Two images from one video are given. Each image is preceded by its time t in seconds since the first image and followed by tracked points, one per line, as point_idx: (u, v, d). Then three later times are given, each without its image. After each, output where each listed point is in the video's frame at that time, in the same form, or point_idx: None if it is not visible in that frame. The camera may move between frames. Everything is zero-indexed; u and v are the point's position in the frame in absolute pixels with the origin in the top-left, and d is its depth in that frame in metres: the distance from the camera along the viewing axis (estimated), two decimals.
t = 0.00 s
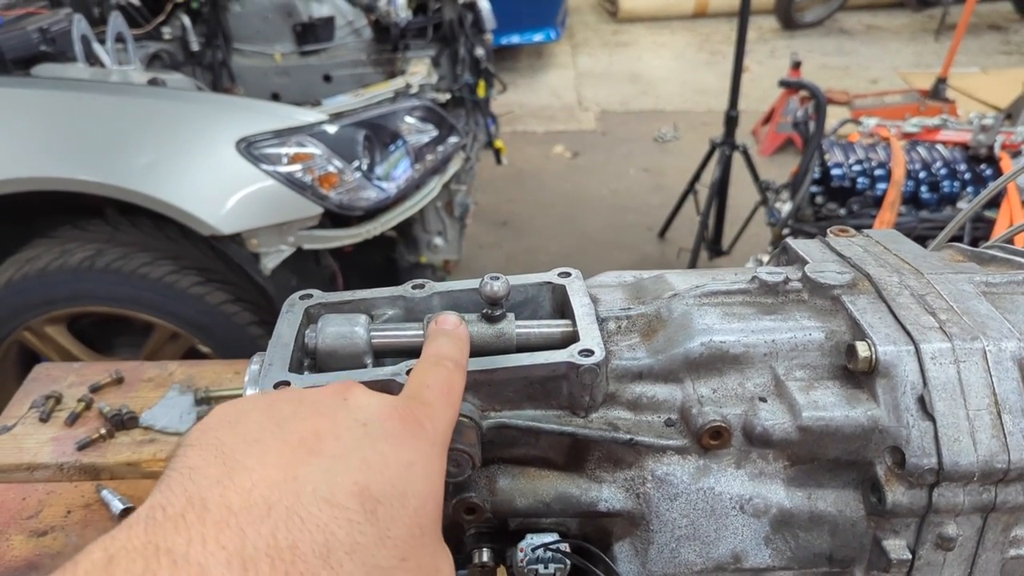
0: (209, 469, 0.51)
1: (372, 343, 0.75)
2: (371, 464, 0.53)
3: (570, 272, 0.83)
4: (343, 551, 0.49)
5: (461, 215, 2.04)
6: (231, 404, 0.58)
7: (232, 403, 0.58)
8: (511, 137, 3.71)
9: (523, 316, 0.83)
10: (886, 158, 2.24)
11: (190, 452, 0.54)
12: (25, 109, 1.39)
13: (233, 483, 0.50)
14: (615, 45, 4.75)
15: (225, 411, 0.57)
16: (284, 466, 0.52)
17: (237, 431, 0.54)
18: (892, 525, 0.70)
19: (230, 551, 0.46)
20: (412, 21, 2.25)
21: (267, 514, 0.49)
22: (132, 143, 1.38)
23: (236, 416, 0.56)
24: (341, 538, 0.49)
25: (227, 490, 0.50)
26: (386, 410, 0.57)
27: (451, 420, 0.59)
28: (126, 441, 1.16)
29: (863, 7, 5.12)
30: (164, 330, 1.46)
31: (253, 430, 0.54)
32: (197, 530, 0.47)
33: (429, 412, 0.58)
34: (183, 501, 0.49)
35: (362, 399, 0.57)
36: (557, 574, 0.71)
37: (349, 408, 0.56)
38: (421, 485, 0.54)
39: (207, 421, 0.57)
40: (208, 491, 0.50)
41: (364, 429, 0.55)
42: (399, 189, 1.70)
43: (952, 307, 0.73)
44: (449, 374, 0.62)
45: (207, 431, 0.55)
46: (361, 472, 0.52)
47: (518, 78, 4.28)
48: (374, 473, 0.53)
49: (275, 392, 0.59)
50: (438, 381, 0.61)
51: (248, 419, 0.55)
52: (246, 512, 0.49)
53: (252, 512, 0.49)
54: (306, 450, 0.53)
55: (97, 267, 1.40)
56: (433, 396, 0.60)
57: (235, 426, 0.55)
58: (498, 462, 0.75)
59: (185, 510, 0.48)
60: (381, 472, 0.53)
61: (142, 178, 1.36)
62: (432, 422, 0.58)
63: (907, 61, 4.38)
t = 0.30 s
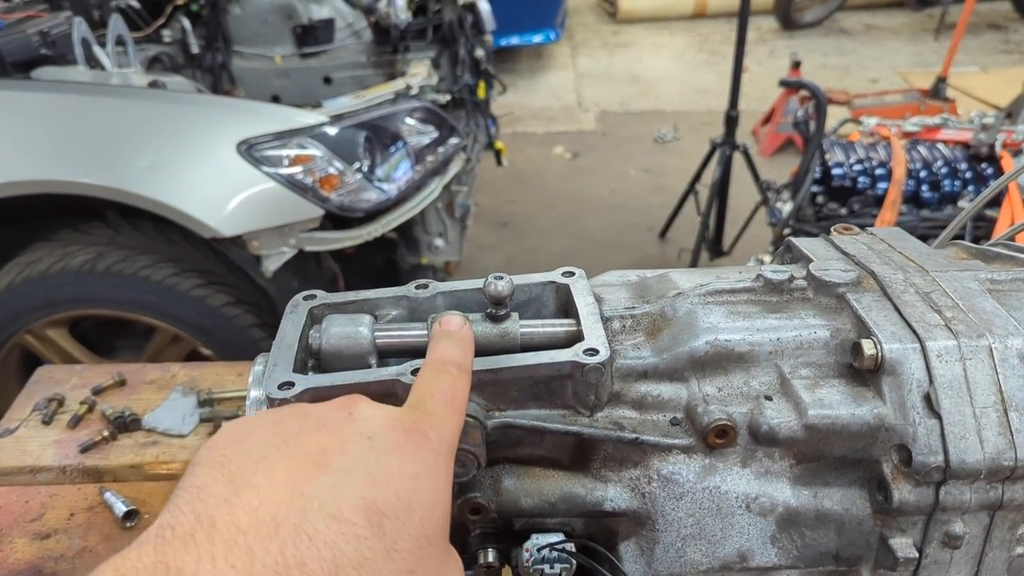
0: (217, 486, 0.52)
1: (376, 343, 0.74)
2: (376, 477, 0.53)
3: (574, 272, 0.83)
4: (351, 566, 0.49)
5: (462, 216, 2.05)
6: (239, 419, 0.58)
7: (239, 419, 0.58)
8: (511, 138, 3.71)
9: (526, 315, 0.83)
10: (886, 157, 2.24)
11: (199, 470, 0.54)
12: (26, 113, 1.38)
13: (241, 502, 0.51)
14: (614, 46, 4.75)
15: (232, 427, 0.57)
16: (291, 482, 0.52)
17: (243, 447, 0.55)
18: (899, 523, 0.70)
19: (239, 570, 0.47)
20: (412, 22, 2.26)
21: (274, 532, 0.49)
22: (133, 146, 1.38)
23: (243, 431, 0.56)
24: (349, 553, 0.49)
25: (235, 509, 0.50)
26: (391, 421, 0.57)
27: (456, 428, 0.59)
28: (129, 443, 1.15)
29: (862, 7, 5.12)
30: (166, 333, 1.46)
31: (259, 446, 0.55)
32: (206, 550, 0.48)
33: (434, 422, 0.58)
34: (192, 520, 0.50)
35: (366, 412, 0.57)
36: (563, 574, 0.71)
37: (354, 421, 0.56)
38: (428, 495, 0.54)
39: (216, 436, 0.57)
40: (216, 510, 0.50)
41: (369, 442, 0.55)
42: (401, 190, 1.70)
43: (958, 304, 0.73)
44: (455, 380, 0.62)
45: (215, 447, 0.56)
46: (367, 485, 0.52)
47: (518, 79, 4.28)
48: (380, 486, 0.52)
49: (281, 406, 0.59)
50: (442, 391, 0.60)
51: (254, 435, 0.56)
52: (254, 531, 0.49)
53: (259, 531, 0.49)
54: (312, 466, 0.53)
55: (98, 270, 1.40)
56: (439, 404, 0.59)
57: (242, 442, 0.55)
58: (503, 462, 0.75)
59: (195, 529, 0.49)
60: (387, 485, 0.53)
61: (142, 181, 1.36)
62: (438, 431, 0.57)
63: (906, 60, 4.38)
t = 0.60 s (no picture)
0: (220, 503, 0.51)
1: (376, 343, 0.74)
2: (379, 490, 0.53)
3: (574, 271, 0.83)
4: None
5: (462, 216, 2.05)
6: (239, 434, 0.58)
7: (240, 435, 0.58)
8: (511, 138, 3.71)
9: (526, 314, 0.83)
10: (886, 156, 2.24)
11: (200, 486, 0.54)
12: (26, 114, 1.39)
13: (245, 518, 0.50)
14: (614, 46, 4.75)
15: (233, 443, 0.57)
16: (294, 497, 0.52)
17: (245, 463, 0.54)
18: (899, 521, 0.70)
19: None
20: (411, 23, 2.26)
21: (280, 548, 0.49)
22: (132, 148, 1.38)
23: (244, 446, 0.56)
24: (353, 566, 0.49)
25: (239, 525, 0.50)
26: (390, 433, 0.57)
27: (456, 437, 0.59)
28: (130, 444, 1.15)
29: (861, 6, 5.13)
30: (167, 334, 1.47)
31: (261, 461, 0.54)
32: (212, 566, 0.47)
33: (433, 432, 0.58)
34: (197, 537, 0.49)
35: (367, 425, 0.57)
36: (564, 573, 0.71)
37: (355, 434, 0.56)
38: (430, 507, 0.54)
39: (216, 452, 0.57)
40: (220, 526, 0.50)
41: (371, 456, 0.55)
42: (400, 190, 1.70)
43: (958, 301, 0.73)
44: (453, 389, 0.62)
45: (216, 463, 0.55)
46: (370, 498, 0.52)
47: (517, 79, 4.28)
48: (382, 499, 0.53)
49: (282, 421, 0.59)
50: (441, 399, 0.60)
51: (256, 450, 0.55)
52: (259, 547, 0.49)
53: (264, 547, 0.49)
54: (314, 480, 0.53)
55: (98, 272, 1.40)
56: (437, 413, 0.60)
57: (243, 458, 0.55)
58: (504, 460, 0.75)
59: (200, 546, 0.49)
60: (389, 496, 0.53)
61: (142, 182, 1.36)
62: (437, 441, 0.58)
63: (906, 59, 4.38)
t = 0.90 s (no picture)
0: (224, 507, 0.52)
1: (376, 340, 0.75)
2: (380, 493, 0.54)
3: (572, 268, 0.83)
4: None
5: (462, 216, 2.06)
6: (241, 437, 0.59)
7: (242, 437, 0.59)
8: (511, 138, 3.72)
9: (526, 311, 0.84)
10: (885, 156, 2.25)
11: (204, 490, 0.54)
12: (27, 116, 1.39)
13: (249, 522, 0.51)
14: (613, 46, 4.76)
15: (235, 446, 0.58)
16: (297, 500, 0.52)
17: (248, 467, 0.55)
18: (894, 514, 0.71)
19: None
20: (410, 23, 2.26)
21: (284, 551, 0.50)
22: (133, 149, 1.39)
23: (246, 449, 0.57)
24: (356, 568, 0.50)
25: (243, 528, 0.51)
26: (391, 435, 0.57)
27: (454, 439, 0.60)
28: (133, 442, 1.16)
29: (860, 6, 5.14)
30: (168, 334, 1.48)
31: (264, 465, 0.55)
32: (218, 568, 0.48)
33: (432, 434, 0.59)
34: (203, 540, 0.50)
35: (367, 427, 0.58)
36: (563, 567, 0.71)
37: (356, 437, 0.57)
38: (430, 510, 0.55)
39: (219, 456, 0.58)
40: (226, 529, 0.51)
41: (372, 459, 0.56)
42: (401, 190, 1.71)
43: (952, 298, 0.73)
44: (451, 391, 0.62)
45: (219, 467, 0.56)
46: (372, 501, 0.53)
47: (516, 80, 4.29)
48: (384, 502, 0.54)
49: (284, 423, 0.60)
50: (440, 401, 0.61)
51: (259, 453, 0.56)
52: (264, 549, 0.50)
53: (269, 550, 0.50)
54: (316, 484, 0.54)
55: (99, 272, 1.40)
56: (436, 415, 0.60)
57: (246, 461, 0.56)
58: (503, 456, 0.75)
59: (206, 548, 0.50)
60: (390, 500, 0.54)
61: (143, 182, 1.37)
62: (436, 443, 0.58)
63: (905, 58, 4.39)
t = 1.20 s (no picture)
0: (227, 515, 0.53)
1: (371, 340, 0.76)
2: (381, 500, 0.54)
3: (566, 269, 0.84)
4: None
5: (460, 216, 2.07)
6: (241, 442, 0.59)
7: (243, 442, 0.59)
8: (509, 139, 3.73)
9: (520, 312, 0.84)
10: (883, 156, 2.25)
11: (206, 496, 0.55)
12: (27, 117, 1.40)
13: (252, 530, 0.52)
14: (612, 46, 4.77)
15: (236, 451, 0.58)
16: (299, 508, 0.53)
17: (250, 473, 0.56)
18: (885, 513, 0.71)
19: None
20: (409, 24, 2.27)
21: (287, 559, 0.51)
22: (132, 150, 1.40)
23: (247, 454, 0.58)
24: None
25: (247, 537, 0.52)
26: (390, 440, 0.58)
27: (451, 444, 0.60)
28: (131, 442, 1.17)
29: (859, 6, 5.14)
30: (167, 334, 1.48)
31: (265, 471, 0.56)
32: None
33: (430, 440, 0.59)
34: (207, 548, 0.51)
35: (367, 434, 0.58)
36: (556, 565, 0.72)
37: (356, 443, 0.58)
38: (430, 516, 0.56)
39: (219, 460, 0.58)
40: (229, 537, 0.52)
41: (372, 465, 0.56)
42: (399, 191, 1.72)
43: (942, 298, 0.74)
44: (449, 396, 0.63)
45: (220, 472, 0.57)
46: (373, 508, 0.54)
47: (516, 80, 4.30)
48: (385, 509, 0.54)
49: (284, 428, 0.60)
50: (436, 406, 0.62)
51: (259, 459, 0.57)
52: (267, 557, 0.51)
53: (272, 559, 0.51)
54: (317, 491, 0.54)
55: (98, 273, 1.41)
56: (433, 420, 0.61)
57: (247, 467, 0.56)
58: (497, 455, 0.76)
59: (210, 556, 0.51)
60: (391, 507, 0.54)
61: (142, 183, 1.37)
62: (435, 449, 0.59)
63: (904, 58, 4.39)
